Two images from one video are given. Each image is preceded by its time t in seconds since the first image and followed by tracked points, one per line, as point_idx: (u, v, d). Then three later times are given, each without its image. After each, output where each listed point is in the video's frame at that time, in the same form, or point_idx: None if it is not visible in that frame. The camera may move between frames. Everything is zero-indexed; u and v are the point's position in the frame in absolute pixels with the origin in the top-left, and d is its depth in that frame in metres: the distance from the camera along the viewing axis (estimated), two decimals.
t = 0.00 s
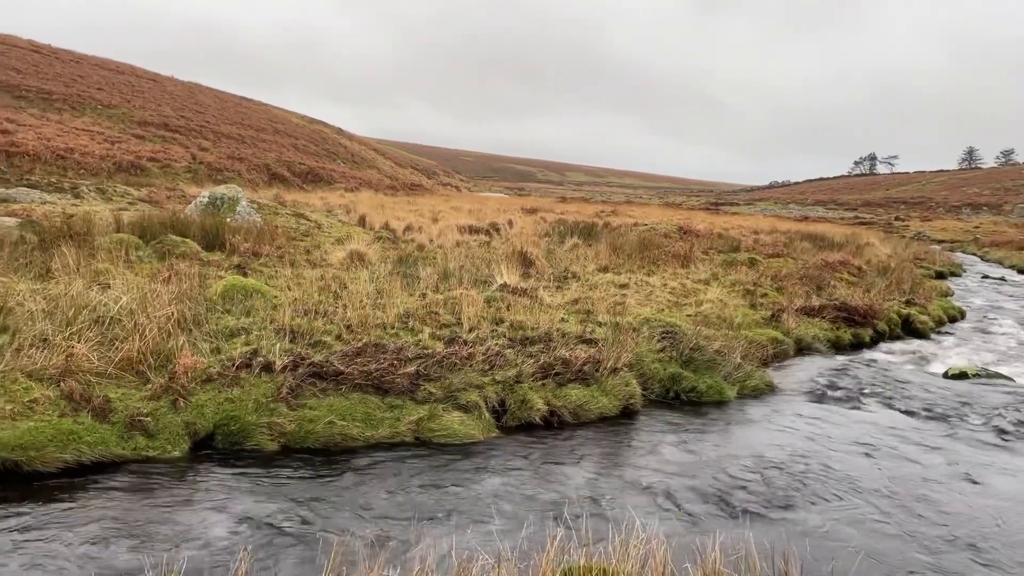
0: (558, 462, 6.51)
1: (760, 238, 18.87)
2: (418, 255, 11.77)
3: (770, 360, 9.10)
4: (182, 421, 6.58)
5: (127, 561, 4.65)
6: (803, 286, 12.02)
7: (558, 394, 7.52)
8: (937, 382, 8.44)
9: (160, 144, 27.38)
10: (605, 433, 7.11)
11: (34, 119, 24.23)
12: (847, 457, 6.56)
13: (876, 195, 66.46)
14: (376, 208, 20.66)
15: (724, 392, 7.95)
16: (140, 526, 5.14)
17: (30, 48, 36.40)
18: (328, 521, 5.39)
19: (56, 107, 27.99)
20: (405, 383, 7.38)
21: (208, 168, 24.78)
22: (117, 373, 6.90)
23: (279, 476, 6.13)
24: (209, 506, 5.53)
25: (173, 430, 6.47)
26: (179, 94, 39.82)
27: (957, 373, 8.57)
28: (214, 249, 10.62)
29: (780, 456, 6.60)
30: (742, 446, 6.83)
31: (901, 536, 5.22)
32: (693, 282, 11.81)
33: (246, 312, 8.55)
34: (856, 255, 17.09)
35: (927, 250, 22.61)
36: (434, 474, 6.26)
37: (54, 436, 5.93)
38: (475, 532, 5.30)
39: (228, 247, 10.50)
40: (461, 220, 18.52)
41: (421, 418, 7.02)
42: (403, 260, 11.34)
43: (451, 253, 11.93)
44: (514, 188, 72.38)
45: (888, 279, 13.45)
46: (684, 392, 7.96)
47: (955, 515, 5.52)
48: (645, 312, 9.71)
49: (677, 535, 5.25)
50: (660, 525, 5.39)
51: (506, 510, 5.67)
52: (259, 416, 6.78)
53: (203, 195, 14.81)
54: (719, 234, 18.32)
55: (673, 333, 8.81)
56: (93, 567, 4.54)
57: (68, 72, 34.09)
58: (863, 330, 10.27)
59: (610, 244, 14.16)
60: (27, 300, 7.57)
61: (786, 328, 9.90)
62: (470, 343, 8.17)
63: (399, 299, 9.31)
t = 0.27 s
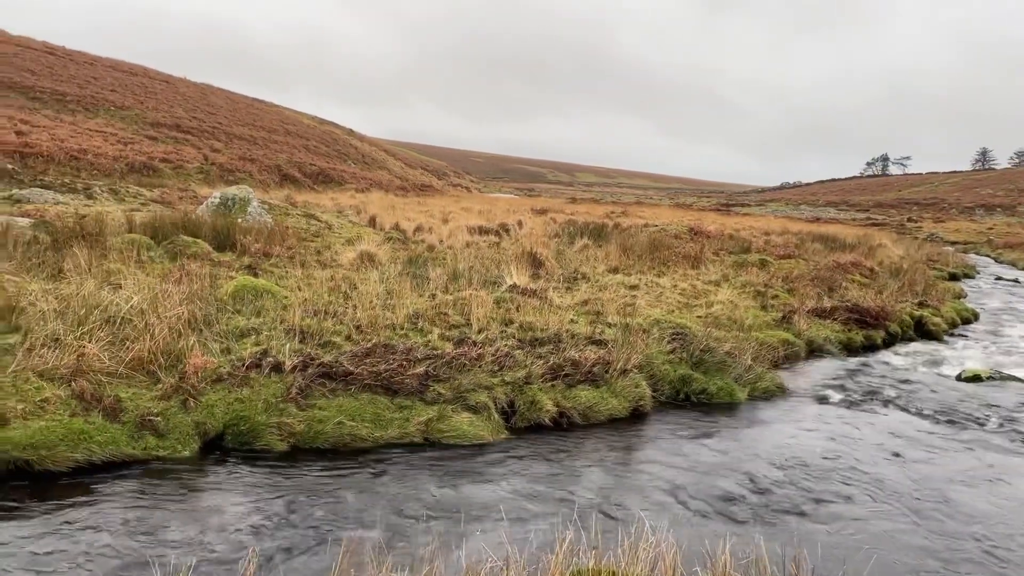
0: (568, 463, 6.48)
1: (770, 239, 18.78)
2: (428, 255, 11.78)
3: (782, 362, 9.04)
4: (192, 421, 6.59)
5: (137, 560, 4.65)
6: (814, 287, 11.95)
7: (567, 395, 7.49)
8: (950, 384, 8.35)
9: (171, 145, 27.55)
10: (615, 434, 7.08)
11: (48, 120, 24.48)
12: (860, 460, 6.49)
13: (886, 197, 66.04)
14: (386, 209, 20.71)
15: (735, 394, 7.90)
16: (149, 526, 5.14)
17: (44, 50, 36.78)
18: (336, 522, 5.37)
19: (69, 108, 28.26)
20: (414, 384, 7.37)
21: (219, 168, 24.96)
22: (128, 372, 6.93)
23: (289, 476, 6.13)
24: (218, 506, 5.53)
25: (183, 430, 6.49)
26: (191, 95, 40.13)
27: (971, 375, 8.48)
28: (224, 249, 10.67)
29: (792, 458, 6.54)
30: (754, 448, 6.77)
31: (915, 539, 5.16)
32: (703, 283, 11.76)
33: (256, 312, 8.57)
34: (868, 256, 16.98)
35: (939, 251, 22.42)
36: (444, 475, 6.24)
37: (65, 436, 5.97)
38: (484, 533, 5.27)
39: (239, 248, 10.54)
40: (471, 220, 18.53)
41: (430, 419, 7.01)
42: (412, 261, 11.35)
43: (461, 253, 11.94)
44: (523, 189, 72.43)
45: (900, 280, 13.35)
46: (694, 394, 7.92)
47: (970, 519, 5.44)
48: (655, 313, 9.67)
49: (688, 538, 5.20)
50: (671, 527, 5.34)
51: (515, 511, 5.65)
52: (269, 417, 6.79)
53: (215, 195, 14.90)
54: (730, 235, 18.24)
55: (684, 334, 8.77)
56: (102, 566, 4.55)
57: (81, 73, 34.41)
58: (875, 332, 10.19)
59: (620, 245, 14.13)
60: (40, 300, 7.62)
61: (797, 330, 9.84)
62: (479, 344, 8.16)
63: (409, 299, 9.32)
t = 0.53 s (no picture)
0: (575, 463, 6.43)
1: (780, 240, 18.67)
2: (436, 255, 11.79)
3: (792, 363, 8.95)
4: (199, 420, 6.60)
5: (142, 558, 4.64)
6: (824, 288, 11.86)
7: (575, 395, 7.44)
8: (963, 386, 8.24)
9: (182, 146, 27.74)
10: (623, 434, 7.02)
11: (62, 122, 24.72)
12: (872, 461, 6.40)
13: (897, 201, 65.63)
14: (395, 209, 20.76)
15: (744, 395, 7.83)
16: (154, 524, 5.13)
17: (59, 53, 37.16)
18: (341, 521, 5.35)
19: (83, 111, 28.54)
20: (421, 383, 7.35)
21: (230, 170, 25.11)
22: (136, 370, 6.95)
23: (296, 475, 6.12)
24: (223, 504, 5.51)
25: (190, 428, 6.49)
26: (204, 97, 40.44)
27: (984, 377, 8.37)
28: (233, 249, 10.71)
29: (802, 459, 6.46)
30: (764, 449, 6.70)
31: (928, 541, 5.07)
32: (713, 284, 11.69)
33: (264, 311, 8.59)
34: (879, 257, 16.84)
35: (951, 252, 22.21)
36: (450, 474, 6.21)
37: (73, 433, 5.99)
38: (490, 533, 5.23)
39: (248, 247, 10.57)
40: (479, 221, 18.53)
41: (436, 418, 6.98)
42: (420, 260, 11.36)
43: (469, 253, 11.94)
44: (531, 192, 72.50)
45: (912, 281, 13.22)
46: (703, 394, 7.85)
47: (984, 522, 5.34)
48: (663, 313, 9.62)
49: (697, 537, 5.13)
50: (679, 526, 5.28)
51: (522, 510, 5.60)
52: (276, 415, 6.78)
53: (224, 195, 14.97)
54: (740, 235, 18.14)
55: (692, 335, 8.71)
56: (106, 564, 4.54)
57: (95, 76, 34.75)
58: (886, 333, 10.09)
59: (629, 245, 14.08)
60: (49, 298, 7.66)
61: (807, 330, 9.75)
62: (486, 343, 8.14)
63: (416, 299, 9.31)
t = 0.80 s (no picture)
0: (582, 464, 6.41)
1: (787, 241, 18.62)
2: (443, 256, 11.80)
3: (800, 364, 8.92)
4: (207, 420, 6.61)
5: (149, 557, 4.64)
6: (833, 289, 11.82)
7: (582, 396, 7.43)
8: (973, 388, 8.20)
9: (189, 147, 27.84)
10: (630, 435, 7.01)
11: (71, 123, 24.86)
12: (881, 462, 6.36)
13: (903, 203, 65.44)
14: (402, 210, 20.82)
15: (752, 397, 7.80)
16: (162, 524, 5.13)
17: (68, 54, 37.37)
18: (348, 522, 5.34)
19: (92, 112, 28.71)
20: (428, 384, 7.34)
21: (237, 170, 25.20)
22: (144, 370, 6.97)
23: (303, 475, 6.12)
24: (230, 504, 5.51)
25: (197, 428, 6.50)
26: (211, 98, 40.60)
27: (994, 379, 8.32)
28: (241, 249, 10.74)
29: (812, 461, 6.42)
30: (772, 450, 6.66)
31: (938, 544, 5.04)
32: (720, 285, 11.67)
33: (271, 311, 8.60)
34: (887, 258, 16.77)
35: (961, 254, 22.09)
36: (457, 474, 6.19)
37: (81, 433, 6.00)
38: (496, 534, 5.21)
39: (256, 248, 10.60)
40: (486, 222, 18.55)
41: (443, 419, 6.97)
42: (428, 261, 11.37)
43: (476, 254, 11.95)
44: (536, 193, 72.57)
45: (921, 282, 13.17)
46: (711, 396, 7.84)
47: (995, 524, 5.30)
48: (671, 314, 9.61)
49: (705, 539, 5.10)
50: (686, 527, 5.25)
51: (528, 511, 5.58)
52: (283, 415, 6.79)
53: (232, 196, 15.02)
54: (747, 236, 18.10)
55: (700, 336, 8.70)
56: (114, 563, 4.54)
57: (104, 77, 34.93)
58: (895, 335, 10.05)
59: (636, 245, 14.07)
60: (58, 298, 7.70)
61: (816, 332, 9.72)
62: (493, 344, 8.14)
63: (423, 300, 9.32)
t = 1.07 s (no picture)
0: (592, 464, 6.42)
1: (796, 242, 18.59)
2: (451, 256, 11.82)
3: (809, 365, 8.92)
4: (217, 419, 6.63)
5: (161, 556, 4.65)
6: (842, 290, 11.81)
7: (591, 397, 7.43)
8: (984, 390, 8.18)
9: (195, 147, 27.92)
10: (639, 436, 7.01)
11: (80, 123, 24.95)
12: (892, 464, 6.35)
13: (908, 204, 65.28)
14: (409, 210, 20.86)
15: (762, 398, 7.80)
16: (174, 522, 5.15)
17: (76, 54, 37.52)
18: (358, 521, 5.35)
19: (99, 112, 28.81)
20: (437, 384, 7.36)
21: (245, 171, 25.25)
22: (154, 369, 6.99)
23: (313, 475, 6.13)
24: (241, 503, 5.53)
25: (208, 427, 6.52)
26: (218, 98, 40.70)
27: (1005, 381, 8.30)
28: (250, 249, 10.77)
29: (823, 463, 6.41)
30: (782, 451, 6.66)
31: (950, 545, 5.03)
32: (729, 286, 11.67)
33: (280, 311, 8.63)
34: (896, 260, 16.73)
35: (970, 255, 22.02)
36: (467, 474, 6.20)
37: (92, 431, 6.03)
38: (507, 533, 5.22)
39: (265, 248, 10.63)
40: (493, 222, 18.57)
41: (453, 419, 6.98)
42: (436, 261, 11.39)
43: (485, 254, 11.96)
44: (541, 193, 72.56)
45: (931, 284, 13.13)
46: (720, 397, 7.84)
47: (1007, 526, 5.29)
48: (680, 315, 9.61)
49: (716, 540, 5.10)
50: (697, 528, 5.25)
51: (540, 511, 5.58)
52: (293, 415, 6.81)
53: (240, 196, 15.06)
54: (755, 237, 18.07)
55: (709, 337, 8.70)
56: (126, 561, 4.55)
57: (111, 77, 35.05)
58: (905, 336, 10.04)
59: (644, 246, 14.07)
60: (69, 297, 7.73)
61: (825, 333, 9.72)
62: (502, 344, 8.14)
63: (432, 300, 9.34)
